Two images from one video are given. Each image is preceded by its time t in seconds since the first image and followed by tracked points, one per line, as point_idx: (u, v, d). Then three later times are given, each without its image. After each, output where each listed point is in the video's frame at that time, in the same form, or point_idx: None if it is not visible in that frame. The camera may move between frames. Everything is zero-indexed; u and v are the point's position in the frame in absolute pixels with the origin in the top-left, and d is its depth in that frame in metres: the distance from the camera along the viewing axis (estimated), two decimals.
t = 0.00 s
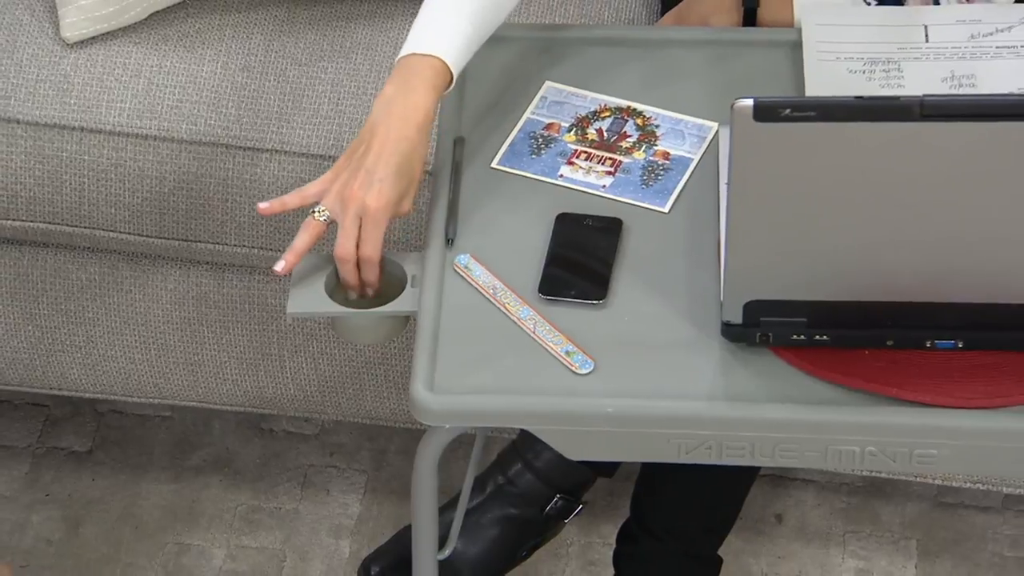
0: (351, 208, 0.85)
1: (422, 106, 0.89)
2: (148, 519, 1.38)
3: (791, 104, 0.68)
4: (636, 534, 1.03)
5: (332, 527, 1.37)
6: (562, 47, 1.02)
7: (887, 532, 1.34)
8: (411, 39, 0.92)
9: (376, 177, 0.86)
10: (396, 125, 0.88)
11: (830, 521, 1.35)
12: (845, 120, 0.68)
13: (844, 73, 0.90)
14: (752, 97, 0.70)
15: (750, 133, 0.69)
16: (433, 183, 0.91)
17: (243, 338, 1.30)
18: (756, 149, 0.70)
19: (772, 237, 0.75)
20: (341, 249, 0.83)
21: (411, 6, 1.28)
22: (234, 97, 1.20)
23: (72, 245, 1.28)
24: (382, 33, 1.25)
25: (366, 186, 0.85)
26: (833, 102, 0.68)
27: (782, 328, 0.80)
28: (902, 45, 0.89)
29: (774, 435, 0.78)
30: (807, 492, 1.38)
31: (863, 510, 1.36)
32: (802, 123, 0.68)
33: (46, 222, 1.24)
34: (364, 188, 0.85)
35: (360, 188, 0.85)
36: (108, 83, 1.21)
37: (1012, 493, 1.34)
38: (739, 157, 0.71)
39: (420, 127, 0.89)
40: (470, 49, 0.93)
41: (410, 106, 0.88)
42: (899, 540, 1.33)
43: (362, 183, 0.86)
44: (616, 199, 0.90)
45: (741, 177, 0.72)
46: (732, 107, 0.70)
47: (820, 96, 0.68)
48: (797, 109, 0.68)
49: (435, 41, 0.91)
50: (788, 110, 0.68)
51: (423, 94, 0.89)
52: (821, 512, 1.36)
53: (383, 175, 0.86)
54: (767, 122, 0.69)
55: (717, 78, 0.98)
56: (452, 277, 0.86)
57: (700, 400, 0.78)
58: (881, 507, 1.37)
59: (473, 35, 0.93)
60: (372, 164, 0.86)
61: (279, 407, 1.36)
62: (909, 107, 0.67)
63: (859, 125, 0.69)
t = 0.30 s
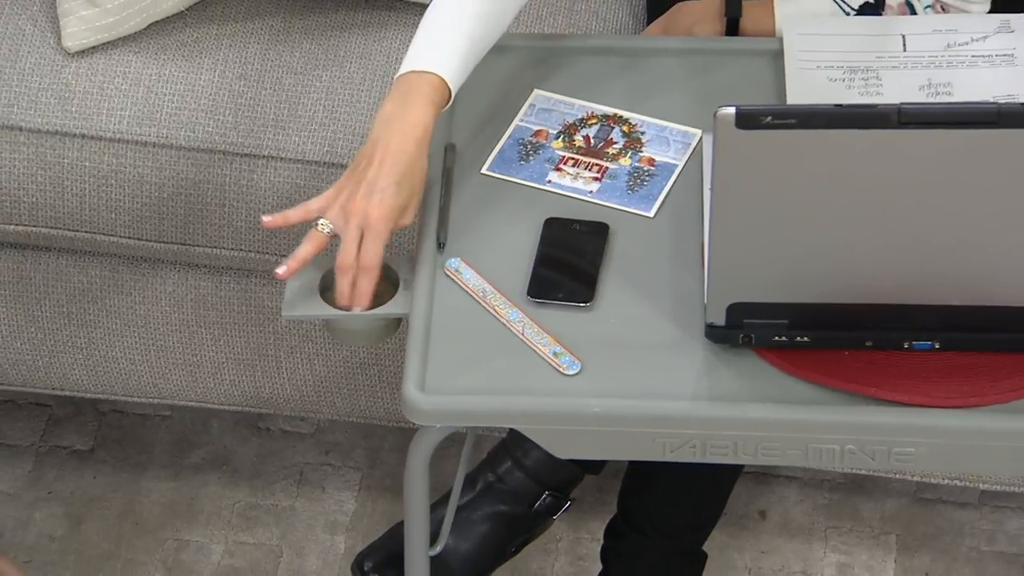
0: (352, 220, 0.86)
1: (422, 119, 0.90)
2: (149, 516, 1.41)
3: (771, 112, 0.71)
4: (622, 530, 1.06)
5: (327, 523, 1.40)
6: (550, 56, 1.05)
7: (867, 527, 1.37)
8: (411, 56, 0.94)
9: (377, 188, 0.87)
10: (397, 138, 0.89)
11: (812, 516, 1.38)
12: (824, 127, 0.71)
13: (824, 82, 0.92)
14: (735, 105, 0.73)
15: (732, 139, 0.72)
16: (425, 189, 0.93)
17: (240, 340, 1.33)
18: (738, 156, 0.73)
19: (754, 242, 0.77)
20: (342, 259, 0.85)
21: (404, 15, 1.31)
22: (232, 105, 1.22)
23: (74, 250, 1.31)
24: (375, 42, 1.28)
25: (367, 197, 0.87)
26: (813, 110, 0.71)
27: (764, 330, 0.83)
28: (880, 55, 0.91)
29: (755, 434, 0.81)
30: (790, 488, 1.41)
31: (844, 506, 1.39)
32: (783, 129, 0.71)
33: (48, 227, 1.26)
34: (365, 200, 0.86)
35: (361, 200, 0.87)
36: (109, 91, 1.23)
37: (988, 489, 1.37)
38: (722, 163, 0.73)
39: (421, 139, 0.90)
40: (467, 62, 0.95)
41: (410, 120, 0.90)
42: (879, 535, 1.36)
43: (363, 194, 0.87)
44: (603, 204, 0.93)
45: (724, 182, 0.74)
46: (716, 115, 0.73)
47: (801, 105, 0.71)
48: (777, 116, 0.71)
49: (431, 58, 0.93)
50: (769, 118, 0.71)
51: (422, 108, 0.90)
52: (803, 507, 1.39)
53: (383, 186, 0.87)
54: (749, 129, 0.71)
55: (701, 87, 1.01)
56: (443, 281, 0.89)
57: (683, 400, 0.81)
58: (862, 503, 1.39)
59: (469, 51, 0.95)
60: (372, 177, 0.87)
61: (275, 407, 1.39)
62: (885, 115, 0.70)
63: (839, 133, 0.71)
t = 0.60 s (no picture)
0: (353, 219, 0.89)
1: (413, 117, 0.92)
2: (147, 514, 1.43)
3: (754, 120, 0.73)
4: (609, 527, 1.08)
5: (321, 520, 1.42)
6: (538, 64, 1.07)
7: (849, 524, 1.39)
8: (401, 60, 0.96)
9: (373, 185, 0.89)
10: (390, 137, 0.91)
11: (795, 513, 1.40)
12: (806, 134, 0.73)
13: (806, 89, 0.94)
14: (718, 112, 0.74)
15: (715, 146, 0.74)
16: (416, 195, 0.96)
17: (236, 342, 1.35)
18: (722, 162, 0.74)
19: (737, 245, 0.79)
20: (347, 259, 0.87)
21: (395, 23, 1.33)
22: (227, 112, 1.25)
23: (74, 254, 1.33)
24: (368, 50, 1.30)
25: (365, 196, 0.89)
26: (795, 117, 0.72)
27: (747, 331, 0.85)
28: (860, 63, 0.94)
29: (737, 434, 0.83)
30: (774, 486, 1.43)
31: (826, 503, 1.41)
32: (765, 137, 0.73)
33: (48, 232, 1.29)
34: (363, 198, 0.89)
35: (359, 199, 0.89)
36: (107, 99, 1.25)
37: (967, 486, 1.39)
38: (706, 169, 0.75)
39: (414, 137, 0.92)
40: (454, 60, 0.96)
41: (400, 118, 0.92)
42: (861, 531, 1.38)
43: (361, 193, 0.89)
44: (590, 209, 0.95)
45: (709, 187, 0.76)
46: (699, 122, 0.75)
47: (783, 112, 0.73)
48: (759, 124, 0.73)
49: (421, 62, 0.95)
50: (751, 125, 0.73)
51: (413, 106, 0.92)
52: (786, 504, 1.41)
53: (379, 182, 0.89)
54: (731, 135, 0.73)
55: (686, 95, 1.03)
56: (434, 284, 0.91)
57: (668, 400, 0.83)
58: (844, 500, 1.42)
59: (458, 54, 0.97)
60: (369, 175, 0.89)
61: (271, 407, 1.40)
62: (865, 121, 0.72)
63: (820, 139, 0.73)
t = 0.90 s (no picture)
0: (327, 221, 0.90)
1: (401, 129, 0.94)
2: (143, 513, 1.45)
3: (737, 126, 0.74)
4: (596, 526, 1.10)
5: (315, 519, 1.44)
6: (526, 72, 1.09)
7: (832, 522, 1.41)
8: (388, 68, 0.98)
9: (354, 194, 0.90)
10: (375, 146, 0.93)
11: (779, 511, 1.42)
12: (787, 139, 0.74)
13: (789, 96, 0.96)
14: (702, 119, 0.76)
15: (699, 151, 0.75)
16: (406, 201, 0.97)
17: (230, 344, 1.37)
18: (706, 168, 0.76)
19: (721, 248, 0.81)
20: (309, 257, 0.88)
21: (386, 31, 1.35)
22: (221, 119, 1.26)
23: (71, 258, 1.35)
24: (359, 57, 1.32)
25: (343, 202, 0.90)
26: (777, 123, 0.74)
27: (731, 334, 0.86)
28: (841, 70, 0.96)
29: (720, 435, 0.85)
30: (759, 484, 1.45)
31: (810, 501, 1.43)
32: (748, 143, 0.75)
33: (45, 236, 1.31)
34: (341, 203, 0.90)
35: (337, 203, 0.91)
36: (103, 106, 1.27)
37: (948, 485, 1.41)
38: (691, 174, 0.77)
39: (399, 148, 0.94)
40: (441, 64, 0.98)
41: (389, 128, 0.94)
42: (843, 529, 1.40)
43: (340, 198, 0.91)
44: (577, 214, 0.97)
45: (693, 192, 0.78)
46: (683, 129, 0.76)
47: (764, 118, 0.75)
48: (742, 130, 0.74)
49: (410, 69, 0.97)
50: (734, 132, 0.74)
51: (401, 118, 0.94)
52: (771, 503, 1.43)
53: (359, 191, 0.90)
54: (715, 141, 0.75)
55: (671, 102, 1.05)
56: (423, 288, 0.93)
57: (653, 402, 0.85)
58: (827, 499, 1.43)
59: (446, 63, 0.99)
60: (350, 182, 0.91)
61: (264, 408, 1.42)
62: (845, 127, 0.74)
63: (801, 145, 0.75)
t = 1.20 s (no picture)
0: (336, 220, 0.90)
1: (390, 123, 0.94)
2: (137, 514, 1.46)
3: (720, 132, 0.75)
4: (584, 526, 1.11)
5: (307, 519, 1.45)
6: (513, 79, 1.10)
7: (817, 521, 1.43)
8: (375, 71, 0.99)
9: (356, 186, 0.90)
10: (368, 142, 0.93)
11: (765, 510, 1.44)
12: (770, 146, 0.75)
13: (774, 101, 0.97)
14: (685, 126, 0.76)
15: (683, 158, 0.76)
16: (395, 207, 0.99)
17: (223, 347, 1.38)
18: (689, 174, 0.77)
19: (706, 253, 0.81)
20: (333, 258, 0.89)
21: (375, 38, 1.37)
22: (214, 125, 1.28)
23: (65, 262, 1.36)
24: (349, 64, 1.33)
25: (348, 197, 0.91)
26: (759, 129, 0.75)
27: (715, 337, 0.87)
28: (825, 76, 0.97)
29: (705, 435, 0.86)
30: (744, 484, 1.47)
31: (796, 501, 1.45)
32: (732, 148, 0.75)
33: (39, 241, 1.32)
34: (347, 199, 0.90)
35: (341, 200, 0.91)
36: (97, 111, 1.28)
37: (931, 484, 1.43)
38: (675, 179, 0.77)
39: (391, 140, 0.94)
40: (426, 64, 0.99)
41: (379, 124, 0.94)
42: (828, 528, 1.42)
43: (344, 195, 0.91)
44: (564, 219, 0.98)
45: (677, 198, 0.78)
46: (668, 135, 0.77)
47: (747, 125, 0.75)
48: (725, 136, 0.75)
49: (396, 70, 0.98)
50: (717, 138, 0.75)
51: (390, 113, 0.95)
52: (757, 502, 1.45)
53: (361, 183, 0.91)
54: (699, 147, 0.75)
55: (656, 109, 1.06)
56: (413, 291, 0.94)
57: (639, 403, 0.86)
58: (812, 499, 1.45)
59: (432, 63, 1.00)
60: (351, 178, 0.91)
61: (257, 410, 1.44)
62: (826, 134, 0.74)
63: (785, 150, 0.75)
